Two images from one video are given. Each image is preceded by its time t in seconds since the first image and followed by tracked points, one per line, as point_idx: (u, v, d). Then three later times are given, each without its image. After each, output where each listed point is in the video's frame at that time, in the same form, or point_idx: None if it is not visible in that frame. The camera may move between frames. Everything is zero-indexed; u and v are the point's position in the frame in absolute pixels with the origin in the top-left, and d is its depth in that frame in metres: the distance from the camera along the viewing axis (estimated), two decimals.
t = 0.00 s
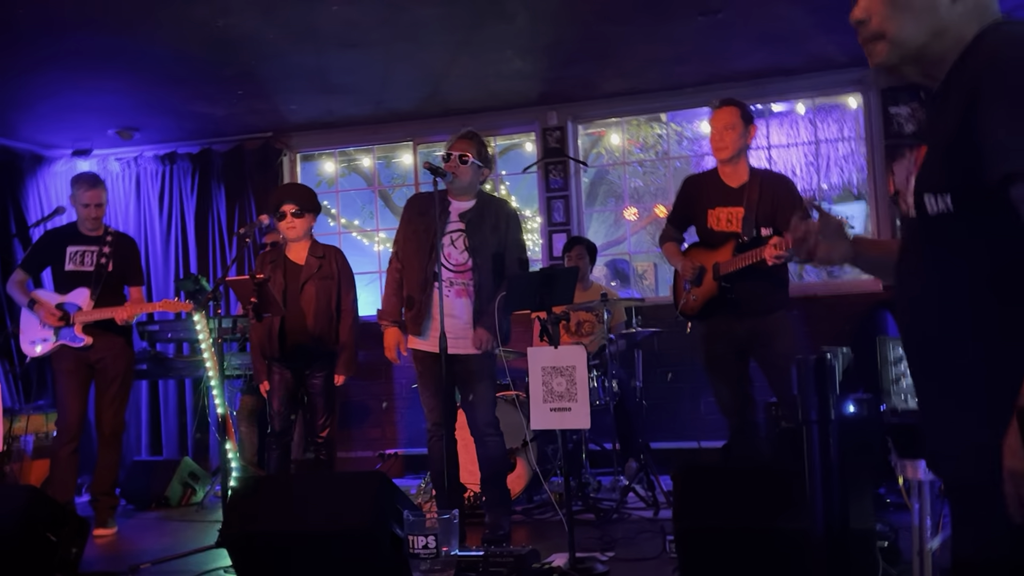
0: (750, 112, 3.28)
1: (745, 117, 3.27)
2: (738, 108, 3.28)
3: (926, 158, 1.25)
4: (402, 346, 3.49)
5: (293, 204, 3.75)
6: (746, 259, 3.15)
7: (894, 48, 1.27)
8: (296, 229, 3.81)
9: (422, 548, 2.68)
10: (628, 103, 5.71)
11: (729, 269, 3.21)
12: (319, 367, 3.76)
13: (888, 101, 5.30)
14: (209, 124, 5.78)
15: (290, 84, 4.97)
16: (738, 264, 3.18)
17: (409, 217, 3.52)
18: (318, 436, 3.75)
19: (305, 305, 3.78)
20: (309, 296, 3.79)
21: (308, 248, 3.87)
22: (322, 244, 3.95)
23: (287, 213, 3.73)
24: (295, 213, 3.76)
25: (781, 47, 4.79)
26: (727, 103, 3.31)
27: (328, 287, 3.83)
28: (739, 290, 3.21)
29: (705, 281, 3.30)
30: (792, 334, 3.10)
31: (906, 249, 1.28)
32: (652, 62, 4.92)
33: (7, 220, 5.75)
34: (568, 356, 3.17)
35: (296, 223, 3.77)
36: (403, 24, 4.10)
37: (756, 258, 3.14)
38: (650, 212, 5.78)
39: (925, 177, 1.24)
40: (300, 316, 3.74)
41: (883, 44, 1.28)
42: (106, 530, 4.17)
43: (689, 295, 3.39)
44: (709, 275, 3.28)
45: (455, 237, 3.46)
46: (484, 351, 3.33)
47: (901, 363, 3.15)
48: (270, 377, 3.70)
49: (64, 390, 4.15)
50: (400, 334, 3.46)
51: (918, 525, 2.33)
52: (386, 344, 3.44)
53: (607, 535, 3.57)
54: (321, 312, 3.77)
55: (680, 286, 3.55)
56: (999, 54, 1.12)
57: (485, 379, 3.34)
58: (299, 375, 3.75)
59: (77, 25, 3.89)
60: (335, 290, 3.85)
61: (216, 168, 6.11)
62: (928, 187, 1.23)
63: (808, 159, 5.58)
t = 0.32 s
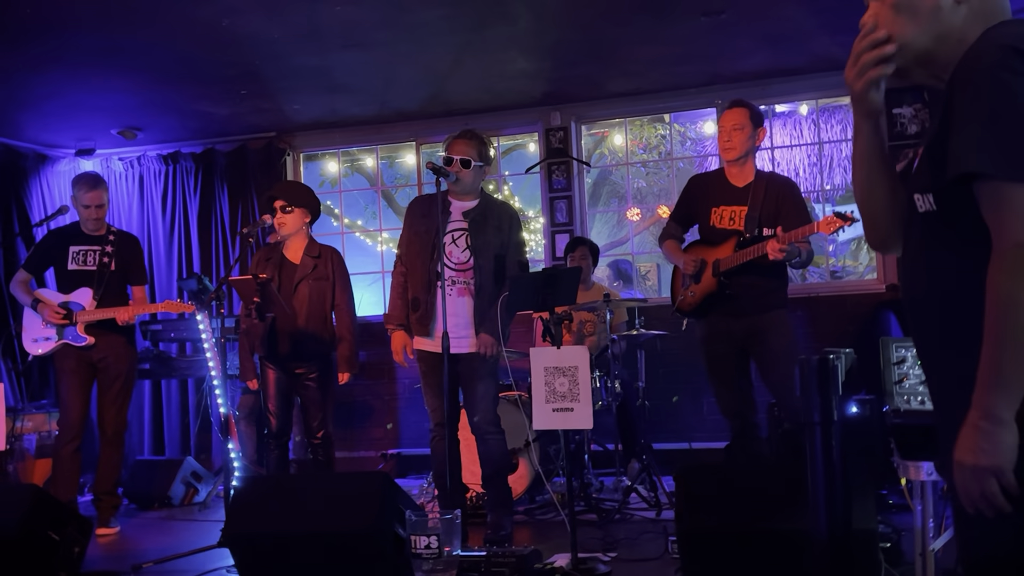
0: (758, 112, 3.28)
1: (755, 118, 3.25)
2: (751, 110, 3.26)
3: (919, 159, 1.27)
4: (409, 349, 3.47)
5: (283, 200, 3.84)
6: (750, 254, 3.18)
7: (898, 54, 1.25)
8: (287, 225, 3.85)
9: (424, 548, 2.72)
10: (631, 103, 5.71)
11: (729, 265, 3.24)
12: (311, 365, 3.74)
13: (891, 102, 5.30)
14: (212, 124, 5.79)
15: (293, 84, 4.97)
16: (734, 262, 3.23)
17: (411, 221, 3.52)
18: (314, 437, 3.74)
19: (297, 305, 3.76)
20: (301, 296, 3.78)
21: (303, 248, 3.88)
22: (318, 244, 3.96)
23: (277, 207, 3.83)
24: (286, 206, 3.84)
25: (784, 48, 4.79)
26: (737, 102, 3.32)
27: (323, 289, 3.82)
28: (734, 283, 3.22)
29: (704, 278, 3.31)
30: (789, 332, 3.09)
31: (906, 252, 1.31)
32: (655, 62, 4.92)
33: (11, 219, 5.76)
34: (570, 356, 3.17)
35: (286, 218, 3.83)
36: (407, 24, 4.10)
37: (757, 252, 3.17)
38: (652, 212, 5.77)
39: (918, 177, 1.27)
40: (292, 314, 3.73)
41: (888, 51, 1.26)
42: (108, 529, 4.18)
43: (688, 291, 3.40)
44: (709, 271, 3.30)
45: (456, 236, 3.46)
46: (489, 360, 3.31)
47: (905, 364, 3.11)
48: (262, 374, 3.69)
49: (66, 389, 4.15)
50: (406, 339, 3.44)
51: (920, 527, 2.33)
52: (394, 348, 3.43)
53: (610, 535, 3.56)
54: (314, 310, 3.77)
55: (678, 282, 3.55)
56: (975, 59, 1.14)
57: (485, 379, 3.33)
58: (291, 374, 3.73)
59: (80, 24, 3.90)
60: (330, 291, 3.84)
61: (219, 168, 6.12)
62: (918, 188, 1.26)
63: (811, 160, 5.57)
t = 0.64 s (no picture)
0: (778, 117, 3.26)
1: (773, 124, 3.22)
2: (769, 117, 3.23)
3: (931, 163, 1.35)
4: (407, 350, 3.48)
5: (282, 197, 3.83)
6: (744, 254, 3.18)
7: (918, 57, 1.33)
8: (285, 224, 3.85)
9: (425, 549, 2.76)
10: (631, 104, 5.71)
11: (728, 264, 3.23)
12: (305, 363, 3.74)
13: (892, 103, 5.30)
14: (214, 125, 5.79)
15: (294, 85, 4.98)
16: (731, 259, 3.22)
17: (412, 222, 3.53)
18: (313, 438, 3.74)
19: (293, 305, 3.77)
20: (297, 295, 3.79)
21: (298, 247, 3.87)
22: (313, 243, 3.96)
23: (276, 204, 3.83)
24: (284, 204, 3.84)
25: (785, 50, 4.79)
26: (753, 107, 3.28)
27: (319, 289, 3.84)
28: (731, 283, 3.24)
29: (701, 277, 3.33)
30: (780, 334, 3.10)
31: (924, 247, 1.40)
32: (656, 64, 4.92)
33: (12, 220, 5.77)
34: (571, 357, 3.18)
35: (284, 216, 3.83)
36: (408, 26, 4.11)
37: (751, 252, 3.16)
38: (653, 214, 5.77)
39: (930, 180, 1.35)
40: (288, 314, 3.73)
41: (907, 52, 1.34)
42: (110, 529, 4.19)
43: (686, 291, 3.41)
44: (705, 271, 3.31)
45: (456, 235, 3.47)
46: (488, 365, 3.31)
47: (904, 366, 3.14)
48: (257, 376, 3.69)
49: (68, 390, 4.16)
50: (404, 341, 3.44)
51: (920, 528, 2.34)
52: (391, 349, 3.44)
53: (610, 537, 3.57)
54: (310, 311, 3.77)
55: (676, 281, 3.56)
56: (980, 65, 1.21)
57: (486, 381, 3.33)
58: (286, 376, 3.73)
59: (82, 26, 3.90)
60: (326, 291, 3.86)
61: (220, 169, 6.12)
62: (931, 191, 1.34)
63: (812, 161, 5.58)
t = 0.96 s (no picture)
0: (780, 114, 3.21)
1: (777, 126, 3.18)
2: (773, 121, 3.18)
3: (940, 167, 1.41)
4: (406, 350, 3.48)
5: (281, 197, 3.81)
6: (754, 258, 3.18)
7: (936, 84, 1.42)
8: (286, 224, 3.84)
9: (425, 550, 2.73)
10: (634, 105, 5.70)
11: (736, 267, 3.23)
12: (304, 362, 3.73)
13: (894, 104, 5.29)
14: (216, 125, 5.79)
15: (297, 86, 4.98)
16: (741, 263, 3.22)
17: (412, 223, 3.53)
18: (313, 438, 3.74)
19: (294, 305, 3.77)
20: (298, 296, 3.79)
21: (300, 247, 3.88)
22: (314, 244, 3.97)
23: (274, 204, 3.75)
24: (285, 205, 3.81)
25: (787, 50, 4.79)
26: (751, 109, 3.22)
27: (319, 288, 3.86)
28: (739, 287, 3.24)
29: (710, 280, 3.31)
30: (792, 336, 3.09)
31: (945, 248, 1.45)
32: (659, 64, 4.92)
33: (14, 220, 5.77)
34: (572, 358, 3.17)
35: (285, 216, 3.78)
36: (411, 26, 4.10)
37: (762, 257, 3.16)
38: (655, 214, 5.77)
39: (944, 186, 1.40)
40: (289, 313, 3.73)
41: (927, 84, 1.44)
42: (111, 530, 4.19)
43: (693, 292, 3.38)
44: (714, 273, 3.30)
45: (457, 237, 3.47)
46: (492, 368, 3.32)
47: (907, 367, 3.11)
48: (257, 376, 3.68)
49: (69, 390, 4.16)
50: (404, 341, 3.44)
51: (923, 530, 2.31)
52: (390, 350, 3.44)
53: (612, 538, 3.56)
54: (310, 311, 3.79)
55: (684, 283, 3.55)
56: (981, 75, 1.26)
57: (487, 381, 3.34)
58: (285, 376, 3.72)
59: (84, 26, 3.90)
60: (326, 290, 3.89)
61: (222, 169, 6.12)
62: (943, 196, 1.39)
63: (814, 162, 5.57)
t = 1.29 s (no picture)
0: (782, 114, 3.12)
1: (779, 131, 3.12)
2: (774, 127, 3.11)
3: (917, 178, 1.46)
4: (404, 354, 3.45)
5: (282, 199, 3.82)
6: (776, 264, 3.13)
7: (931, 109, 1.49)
8: (286, 226, 3.84)
9: (428, 550, 2.80)
10: (636, 105, 5.70)
11: (758, 271, 3.17)
12: (308, 362, 3.74)
13: (897, 103, 5.28)
14: (218, 126, 5.80)
15: (299, 86, 4.99)
16: (763, 268, 3.17)
17: (414, 224, 3.52)
18: (315, 438, 3.74)
19: (294, 305, 3.79)
20: (298, 296, 3.80)
21: (299, 249, 3.88)
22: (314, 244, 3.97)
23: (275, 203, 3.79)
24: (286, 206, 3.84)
25: (789, 49, 4.78)
26: (746, 116, 3.15)
27: (319, 289, 3.86)
28: (762, 292, 3.17)
29: (731, 283, 3.24)
30: (809, 336, 3.09)
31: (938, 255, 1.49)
32: (660, 64, 4.92)
33: (16, 222, 5.78)
34: (575, 357, 3.17)
35: (286, 219, 3.82)
36: (413, 26, 4.11)
37: (785, 264, 3.12)
38: (658, 215, 5.77)
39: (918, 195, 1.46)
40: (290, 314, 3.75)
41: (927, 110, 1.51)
42: (115, 531, 4.19)
43: (714, 296, 3.30)
44: (735, 277, 3.24)
45: (462, 239, 3.46)
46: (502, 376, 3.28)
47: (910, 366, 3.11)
48: (259, 377, 3.68)
49: (73, 392, 4.16)
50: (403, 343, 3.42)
51: (926, 529, 2.31)
52: (388, 352, 3.41)
53: (615, 537, 3.56)
54: (311, 313, 3.80)
55: (700, 285, 3.47)
56: (918, 99, 1.31)
57: (490, 382, 3.34)
58: (288, 377, 3.72)
59: (86, 27, 3.90)
60: (326, 291, 3.88)
61: (224, 171, 6.12)
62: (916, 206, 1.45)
63: (817, 161, 5.57)
